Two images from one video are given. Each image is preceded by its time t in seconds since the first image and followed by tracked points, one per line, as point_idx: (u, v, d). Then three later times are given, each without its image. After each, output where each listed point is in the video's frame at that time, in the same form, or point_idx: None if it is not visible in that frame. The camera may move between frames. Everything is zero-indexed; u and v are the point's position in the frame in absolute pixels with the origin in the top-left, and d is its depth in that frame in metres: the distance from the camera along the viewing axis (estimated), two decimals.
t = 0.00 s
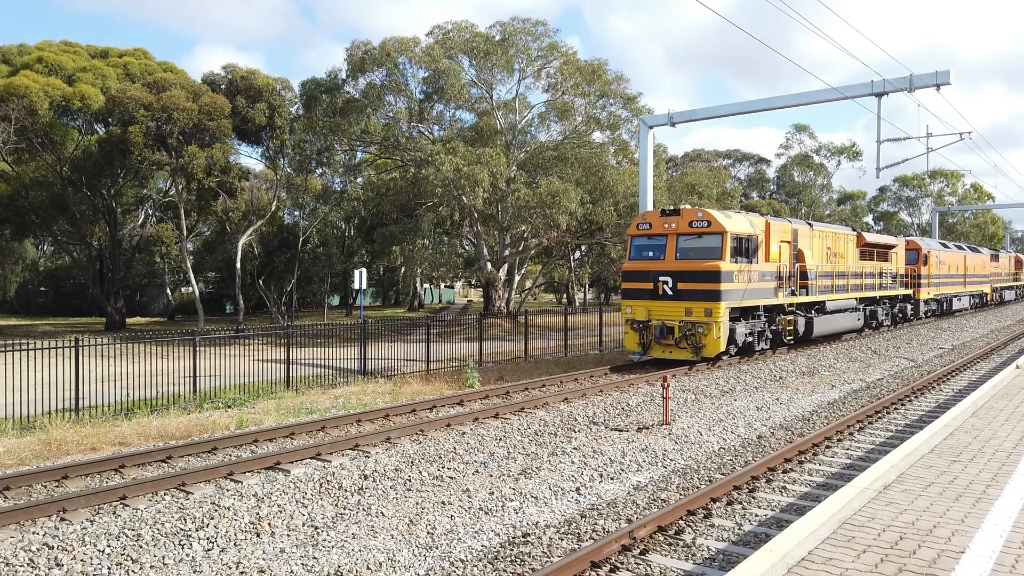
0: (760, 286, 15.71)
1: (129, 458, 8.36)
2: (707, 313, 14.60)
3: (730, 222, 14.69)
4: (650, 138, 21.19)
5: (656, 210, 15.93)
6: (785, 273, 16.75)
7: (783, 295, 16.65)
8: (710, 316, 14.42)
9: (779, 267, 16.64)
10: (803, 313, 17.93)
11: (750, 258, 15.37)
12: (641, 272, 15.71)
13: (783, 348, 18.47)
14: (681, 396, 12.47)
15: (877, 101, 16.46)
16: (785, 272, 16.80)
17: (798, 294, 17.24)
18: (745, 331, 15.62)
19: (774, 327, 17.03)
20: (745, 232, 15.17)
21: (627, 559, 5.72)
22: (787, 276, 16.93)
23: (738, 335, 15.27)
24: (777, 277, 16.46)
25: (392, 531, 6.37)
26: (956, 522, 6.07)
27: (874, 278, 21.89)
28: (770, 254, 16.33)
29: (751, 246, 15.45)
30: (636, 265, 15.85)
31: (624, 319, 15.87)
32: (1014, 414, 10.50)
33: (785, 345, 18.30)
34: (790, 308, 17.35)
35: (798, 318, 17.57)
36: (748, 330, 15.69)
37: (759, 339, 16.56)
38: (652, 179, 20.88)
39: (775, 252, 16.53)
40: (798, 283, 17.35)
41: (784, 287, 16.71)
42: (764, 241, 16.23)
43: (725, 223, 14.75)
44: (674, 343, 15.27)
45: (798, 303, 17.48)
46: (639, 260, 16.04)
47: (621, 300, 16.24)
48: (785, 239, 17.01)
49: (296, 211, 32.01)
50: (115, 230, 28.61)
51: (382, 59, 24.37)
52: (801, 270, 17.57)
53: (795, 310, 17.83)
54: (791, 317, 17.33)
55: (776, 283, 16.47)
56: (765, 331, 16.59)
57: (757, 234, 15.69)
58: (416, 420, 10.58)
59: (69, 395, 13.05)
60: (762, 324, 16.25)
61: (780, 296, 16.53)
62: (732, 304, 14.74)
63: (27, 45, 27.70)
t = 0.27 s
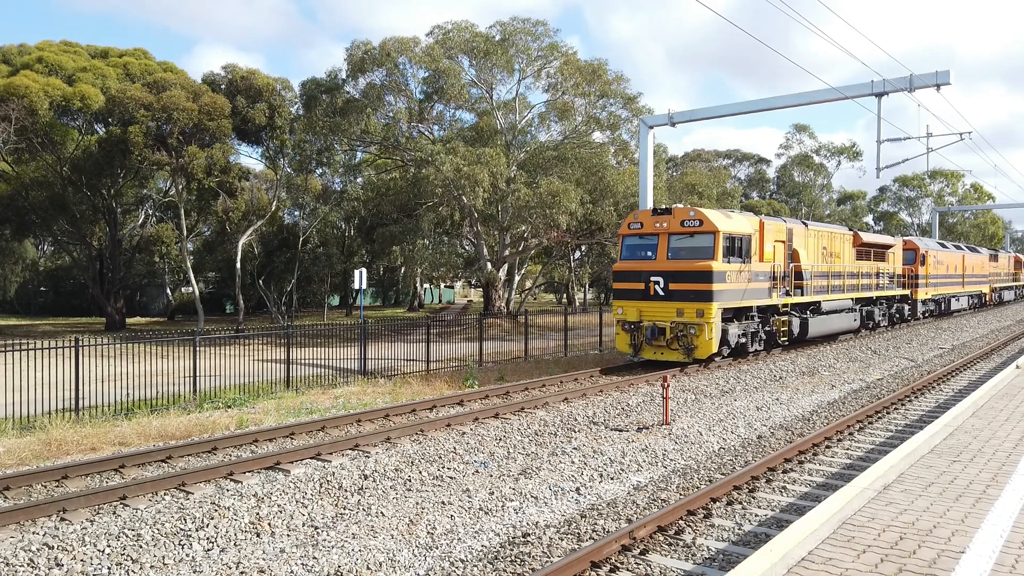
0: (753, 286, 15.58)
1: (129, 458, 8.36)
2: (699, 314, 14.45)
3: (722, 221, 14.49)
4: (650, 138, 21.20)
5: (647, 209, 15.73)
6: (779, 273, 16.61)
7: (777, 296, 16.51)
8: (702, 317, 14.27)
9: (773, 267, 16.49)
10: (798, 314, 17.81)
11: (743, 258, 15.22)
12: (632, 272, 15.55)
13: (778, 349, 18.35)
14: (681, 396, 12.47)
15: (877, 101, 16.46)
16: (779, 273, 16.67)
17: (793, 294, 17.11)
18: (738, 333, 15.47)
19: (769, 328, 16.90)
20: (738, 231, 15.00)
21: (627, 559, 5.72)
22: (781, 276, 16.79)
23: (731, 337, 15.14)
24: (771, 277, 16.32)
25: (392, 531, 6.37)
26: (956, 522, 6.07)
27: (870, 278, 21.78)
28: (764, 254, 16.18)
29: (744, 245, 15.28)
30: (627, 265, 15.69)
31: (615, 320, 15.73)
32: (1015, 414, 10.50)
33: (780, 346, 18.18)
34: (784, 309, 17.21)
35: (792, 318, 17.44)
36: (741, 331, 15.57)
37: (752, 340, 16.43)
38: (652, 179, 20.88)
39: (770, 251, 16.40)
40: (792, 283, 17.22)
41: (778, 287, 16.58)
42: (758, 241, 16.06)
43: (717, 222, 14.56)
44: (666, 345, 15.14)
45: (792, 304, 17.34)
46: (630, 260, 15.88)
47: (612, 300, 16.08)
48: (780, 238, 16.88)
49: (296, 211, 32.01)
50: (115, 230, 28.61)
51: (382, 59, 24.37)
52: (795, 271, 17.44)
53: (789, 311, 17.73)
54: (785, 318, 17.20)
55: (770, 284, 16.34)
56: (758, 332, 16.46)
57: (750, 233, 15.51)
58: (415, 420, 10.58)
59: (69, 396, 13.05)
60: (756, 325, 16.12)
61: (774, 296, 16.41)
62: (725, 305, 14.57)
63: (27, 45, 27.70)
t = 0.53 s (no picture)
0: (746, 286, 15.46)
1: (129, 458, 8.36)
2: (690, 315, 14.30)
3: (714, 220, 14.34)
4: (650, 138, 21.20)
5: (638, 208, 15.56)
6: (773, 273, 16.48)
7: (771, 296, 16.38)
8: (693, 318, 14.12)
9: (766, 267, 16.36)
10: (792, 315, 17.72)
11: (735, 258, 15.08)
12: (623, 272, 15.39)
13: (772, 350, 18.26)
14: (681, 396, 12.48)
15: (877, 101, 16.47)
16: (773, 273, 16.55)
17: (787, 295, 16.99)
18: (730, 333, 15.35)
19: (763, 328, 16.79)
20: (730, 231, 14.85)
21: (627, 559, 5.72)
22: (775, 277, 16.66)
23: (723, 337, 15.01)
24: (764, 277, 16.20)
25: (392, 530, 6.37)
26: (956, 522, 6.07)
27: (867, 278, 21.68)
28: (757, 254, 16.05)
29: (736, 245, 15.13)
30: (618, 265, 15.53)
31: (606, 321, 15.57)
32: (1014, 414, 10.50)
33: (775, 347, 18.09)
34: (778, 309, 17.10)
35: (786, 319, 17.33)
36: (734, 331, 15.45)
37: (745, 341, 16.33)
38: (652, 178, 20.87)
39: (764, 251, 16.27)
40: (786, 283, 17.11)
41: (772, 287, 16.45)
42: (751, 241, 15.91)
43: (709, 221, 14.40)
44: (657, 346, 15.00)
45: (786, 304, 17.21)
46: (621, 260, 15.72)
47: (603, 301, 15.92)
48: (774, 238, 16.76)
49: (296, 211, 32.01)
50: (115, 230, 28.60)
51: (382, 59, 24.38)
52: (790, 271, 17.32)
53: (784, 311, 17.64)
54: (780, 318, 17.09)
55: (764, 283, 16.21)
56: (751, 333, 16.35)
57: (743, 232, 15.36)
58: (415, 420, 10.58)
59: (69, 396, 13.05)
60: (749, 326, 16.02)
61: (767, 297, 16.28)
62: (717, 305, 14.43)
63: (27, 45, 27.70)
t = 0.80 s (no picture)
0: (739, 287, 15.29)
1: (128, 458, 8.36)
2: (681, 315, 14.11)
3: (706, 219, 14.21)
4: (650, 138, 21.19)
5: (629, 207, 15.41)
6: (767, 274, 16.30)
7: (764, 297, 16.21)
8: (685, 318, 13.92)
9: (759, 267, 16.18)
10: (787, 315, 17.57)
11: (728, 258, 14.91)
12: (613, 272, 15.19)
13: (767, 351, 18.13)
14: (680, 396, 12.47)
15: (877, 101, 16.47)
16: (767, 273, 16.37)
17: (781, 295, 16.82)
18: (723, 334, 15.16)
19: (757, 329, 16.62)
20: (723, 230, 14.69)
21: (627, 559, 5.72)
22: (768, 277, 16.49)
23: (715, 339, 14.82)
24: (758, 277, 16.03)
25: (392, 531, 6.37)
26: (956, 522, 6.07)
27: (863, 278, 21.52)
28: (750, 254, 15.87)
29: (728, 244, 14.97)
30: (608, 265, 15.33)
31: (596, 322, 15.34)
32: (1014, 414, 10.50)
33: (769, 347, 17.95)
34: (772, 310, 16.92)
35: (781, 320, 17.17)
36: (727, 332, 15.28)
37: (739, 342, 16.18)
38: (651, 179, 20.86)
39: (757, 251, 16.10)
40: (780, 283, 16.95)
41: (765, 288, 16.27)
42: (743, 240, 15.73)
43: (701, 220, 14.27)
44: (647, 347, 14.76)
45: (780, 305, 17.03)
46: (612, 260, 15.54)
47: (593, 301, 15.70)
48: (767, 238, 16.58)
49: (296, 211, 32.01)
50: (115, 230, 28.59)
51: (382, 59, 24.38)
52: (784, 270, 17.14)
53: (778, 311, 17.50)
54: (774, 319, 16.92)
55: (758, 284, 16.04)
56: (744, 334, 16.19)
57: (736, 231, 15.19)
58: (415, 420, 10.57)
59: (69, 396, 13.04)
60: (742, 327, 15.86)
61: (761, 297, 16.10)
62: (709, 306, 14.23)
63: (27, 45, 27.69)
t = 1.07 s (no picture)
0: (732, 287, 15.07)
1: (129, 458, 8.36)
2: (672, 316, 13.90)
3: (698, 219, 14.00)
4: (650, 138, 21.17)
5: (620, 206, 15.22)
6: (761, 274, 16.08)
7: (759, 297, 15.97)
8: (676, 319, 13.73)
9: (753, 267, 15.95)
10: (782, 316, 17.38)
11: (721, 257, 14.69)
12: (604, 272, 14.99)
13: (762, 352, 17.96)
14: (680, 396, 12.47)
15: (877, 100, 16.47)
16: (761, 273, 16.15)
17: (776, 295, 16.60)
18: (715, 335, 14.95)
19: (751, 330, 16.42)
20: (715, 229, 14.48)
21: (627, 559, 5.72)
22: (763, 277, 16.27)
23: (707, 340, 14.60)
24: (752, 277, 15.82)
25: (392, 531, 6.37)
26: (956, 522, 6.07)
27: (860, 278, 21.32)
28: (744, 253, 15.65)
29: (721, 244, 14.76)
30: (599, 265, 15.15)
31: (587, 323, 15.15)
32: (1015, 414, 10.49)
33: (764, 348, 17.76)
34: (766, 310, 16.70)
35: (775, 320, 16.98)
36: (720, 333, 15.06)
37: (732, 344, 15.99)
38: (651, 178, 20.86)
39: (751, 250, 15.90)
40: (775, 283, 16.73)
41: (760, 288, 16.05)
42: (736, 240, 15.50)
43: (692, 219, 14.06)
44: (638, 349, 14.57)
45: (775, 305, 16.82)
46: (603, 259, 15.35)
47: (584, 302, 15.51)
48: (762, 237, 16.36)
49: (296, 211, 32.00)
50: (115, 230, 28.58)
51: (382, 59, 24.39)
52: (779, 270, 16.93)
53: (773, 312, 17.29)
54: (768, 320, 16.71)
55: (752, 284, 15.83)
56: (738, 335, 15.98)
57: (729, 231, 14.98)
58: (415, 420, 10.57)
59: (69, 396, 13.04)
60: (736, 328, 15.66)
61: (755, 298, 15.89)
62: (700, 306, 14.03)
63: (27, 45, 27.69)
